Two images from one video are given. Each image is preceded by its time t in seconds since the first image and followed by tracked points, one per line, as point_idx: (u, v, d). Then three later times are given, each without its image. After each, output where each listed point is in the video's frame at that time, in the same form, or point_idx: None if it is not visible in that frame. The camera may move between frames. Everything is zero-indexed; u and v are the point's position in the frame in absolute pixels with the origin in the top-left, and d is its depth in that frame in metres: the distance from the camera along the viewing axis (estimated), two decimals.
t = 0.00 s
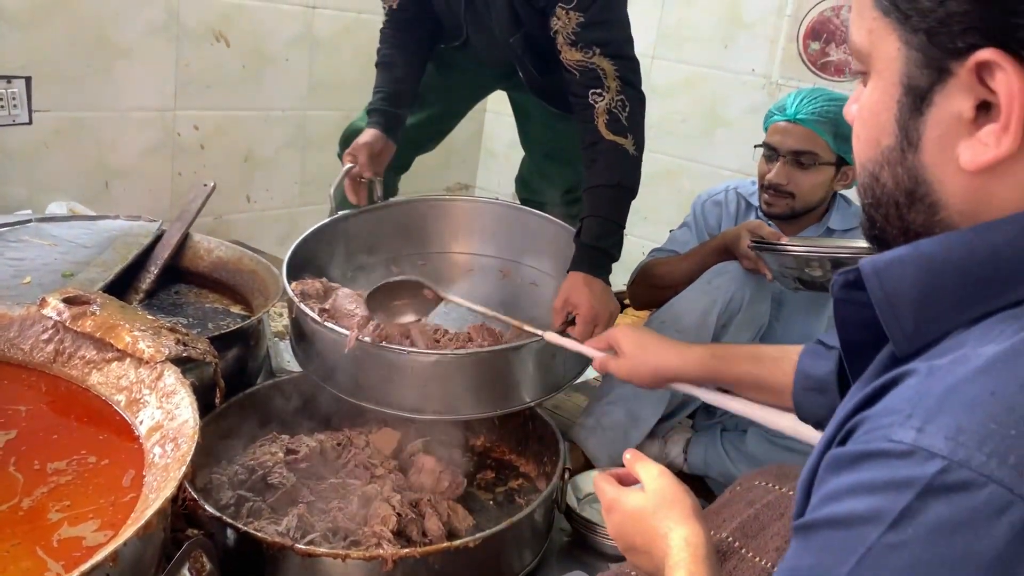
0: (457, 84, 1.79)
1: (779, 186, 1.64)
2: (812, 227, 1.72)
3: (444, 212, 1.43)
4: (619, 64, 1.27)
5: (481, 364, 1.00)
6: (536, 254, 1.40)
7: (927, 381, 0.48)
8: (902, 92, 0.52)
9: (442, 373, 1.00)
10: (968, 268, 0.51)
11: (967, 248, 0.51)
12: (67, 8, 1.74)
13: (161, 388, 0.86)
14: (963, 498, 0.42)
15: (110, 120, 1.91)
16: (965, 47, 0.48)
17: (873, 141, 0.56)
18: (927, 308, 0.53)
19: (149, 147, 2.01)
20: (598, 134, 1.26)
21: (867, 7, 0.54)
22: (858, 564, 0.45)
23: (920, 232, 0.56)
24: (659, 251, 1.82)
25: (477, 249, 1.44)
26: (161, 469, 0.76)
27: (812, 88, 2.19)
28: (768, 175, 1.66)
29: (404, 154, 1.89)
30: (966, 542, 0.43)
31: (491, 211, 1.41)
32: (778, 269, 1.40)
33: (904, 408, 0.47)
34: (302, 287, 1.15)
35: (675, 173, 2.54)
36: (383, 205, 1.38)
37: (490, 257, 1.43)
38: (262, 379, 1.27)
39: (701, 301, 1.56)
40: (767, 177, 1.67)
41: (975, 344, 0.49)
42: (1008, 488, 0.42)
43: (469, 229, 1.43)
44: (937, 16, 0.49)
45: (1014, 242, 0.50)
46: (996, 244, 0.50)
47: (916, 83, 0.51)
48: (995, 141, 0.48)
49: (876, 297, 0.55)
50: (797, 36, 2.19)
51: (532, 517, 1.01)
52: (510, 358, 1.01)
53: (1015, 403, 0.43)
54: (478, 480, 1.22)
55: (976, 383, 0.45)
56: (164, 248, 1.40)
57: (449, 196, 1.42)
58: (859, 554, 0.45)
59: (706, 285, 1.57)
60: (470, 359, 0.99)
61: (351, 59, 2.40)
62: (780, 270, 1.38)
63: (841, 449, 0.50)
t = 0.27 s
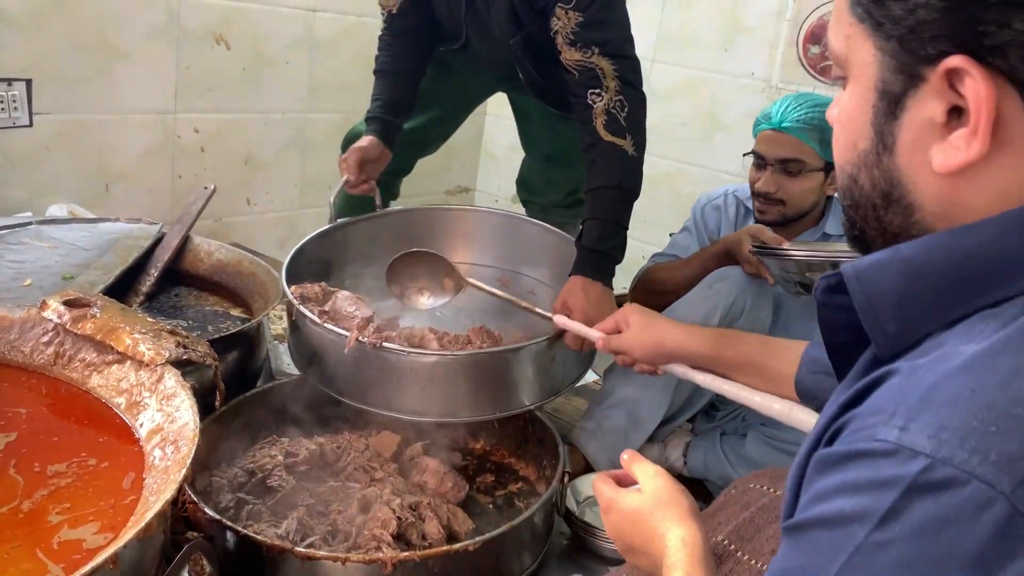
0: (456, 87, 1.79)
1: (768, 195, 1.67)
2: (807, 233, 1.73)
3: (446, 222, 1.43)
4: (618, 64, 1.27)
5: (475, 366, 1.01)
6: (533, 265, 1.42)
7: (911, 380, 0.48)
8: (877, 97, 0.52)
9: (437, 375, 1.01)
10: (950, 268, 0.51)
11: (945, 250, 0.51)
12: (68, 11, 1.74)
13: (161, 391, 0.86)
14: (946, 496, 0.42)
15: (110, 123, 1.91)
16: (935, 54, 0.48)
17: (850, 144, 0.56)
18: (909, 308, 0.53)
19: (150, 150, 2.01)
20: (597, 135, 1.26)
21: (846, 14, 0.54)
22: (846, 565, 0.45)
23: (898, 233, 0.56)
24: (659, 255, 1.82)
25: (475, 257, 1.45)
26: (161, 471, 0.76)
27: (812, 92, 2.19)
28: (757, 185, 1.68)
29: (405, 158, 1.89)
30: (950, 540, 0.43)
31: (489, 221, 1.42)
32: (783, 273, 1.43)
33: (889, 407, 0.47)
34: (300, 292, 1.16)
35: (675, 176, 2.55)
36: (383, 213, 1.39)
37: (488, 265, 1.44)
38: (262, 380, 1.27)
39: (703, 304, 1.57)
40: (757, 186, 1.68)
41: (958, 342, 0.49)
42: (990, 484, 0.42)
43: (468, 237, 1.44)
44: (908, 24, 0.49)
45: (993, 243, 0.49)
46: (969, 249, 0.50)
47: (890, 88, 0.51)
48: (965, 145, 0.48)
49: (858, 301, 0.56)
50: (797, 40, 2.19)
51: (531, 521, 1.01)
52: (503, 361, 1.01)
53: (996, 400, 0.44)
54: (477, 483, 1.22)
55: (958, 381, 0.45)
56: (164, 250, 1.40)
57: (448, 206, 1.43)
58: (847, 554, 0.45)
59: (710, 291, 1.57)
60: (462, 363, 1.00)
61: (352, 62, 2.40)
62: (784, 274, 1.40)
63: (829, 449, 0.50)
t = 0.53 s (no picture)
0: (455, 89, 1.80)
1: (756, 203, 1.68)
2: (802, 236, 1.73)
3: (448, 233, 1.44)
4: (616, 68, 1.28)
5: (477, 366, 1.00)
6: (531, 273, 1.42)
7: (924, 373, 0.48)
8: (899, 88, 0.53)
9: (440, 375, 1.01)
10: (965, 262, 0.51)
11: (957, 245, 0.51)
12: (67, 12, 1.74)
13: (160, 391, 0.86)
14: (963, 487, 0.43)
15: (108, 124, 1.91)
16: (959, 43, 0.49)
17: (870, 135, 0.57)
18: (927, 300, 0.52)
19: (148, 151, 2.01)
20: (594, 141, 1.26)
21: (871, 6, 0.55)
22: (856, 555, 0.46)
23: (915, 225, 0.57)
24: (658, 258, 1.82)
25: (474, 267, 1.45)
26: (160, 472, 0.75)
27: (810, 94, 2.20)
28: (745, 195, 1.69)
29: (403, 160, 1.90)
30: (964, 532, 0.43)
31: (487, 231, 1.43)
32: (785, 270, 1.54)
33: (904, 400, 0.47)
34: (299, 293, 1.16)
35: (673, 179, 2.55)
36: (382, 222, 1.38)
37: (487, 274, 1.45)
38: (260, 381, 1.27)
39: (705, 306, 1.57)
40: (745, 195, 1.70)
41: (966, 338, 0.50)
42: (1006, 476, 0.43)
43: (467, 246, 1.45)
44: (932, 12, 0.50)
45: (1015, 234, 0.50)
46: (980, 246, 0.50)
47: (913, 78, 0.52)
48: (986, 134, 0.49)
49: (875, 294, 0.55)
50: (795, 42, 2.19)
51: (530, 523, 1.02)
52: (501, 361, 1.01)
53: (1013, 395, 0.44)
54: (475, 485, 1.22)
55: (973, 375, 0.46)
56: (162, 251, 1.40)
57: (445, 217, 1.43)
58: (857, 544, 0.46)
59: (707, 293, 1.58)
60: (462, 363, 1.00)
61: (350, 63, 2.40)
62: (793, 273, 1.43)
63: (839, 443, 0.50)
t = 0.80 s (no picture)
0: (451, 89, 1.79)
1: (748, 202, 1.69)
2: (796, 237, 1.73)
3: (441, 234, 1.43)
4: (616, 71, 1.27)
5: (471, 369, 1.00)
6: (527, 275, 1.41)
7: (885, 382, 0.48)
8: (847, 112, 0.53)
9: (433, 378, 1.00)
10: (925, 278, 0.52)
11: (921, 259, 0.52)
12: (64, 12, 1.73)
13: (155, 392, 0.86)
14: (919, 496, 0.43)
15: (104, 123, 1.91)
16: (901, 66, 0.49)
17: (823, 159, 0.56)
18: (894, 319, 0.54)
19: (144, 151, 2.01)
20: (594, 143, 1.26)
21: (810, 34, 0.55)
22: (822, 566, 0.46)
23: (875, 244, 0.56)
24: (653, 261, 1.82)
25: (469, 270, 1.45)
26: (155, 472, 0.75)
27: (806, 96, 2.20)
28: (737, 193, 1.70)
29: (400, 160, 1.89)
30: (925, 541, 0.43)
31: (482, 233, 1.42)
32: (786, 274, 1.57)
33: (864, 409, 0.47)
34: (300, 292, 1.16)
35: (670, 180, 2.55)
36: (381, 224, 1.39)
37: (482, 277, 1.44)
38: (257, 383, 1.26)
39: (701, 308, 1.56)
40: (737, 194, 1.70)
41: (928, 344, 0.50)
42: (963, 485, 0.42)
43: (461, 250, 1.44)
44: (871, 38, 0.50)
45: (966, 253, 0.50)
46: (943, 257, 0.51)
47: (859, 101, 0.52)
48: (936, 153, 0.49)
49: (837, 313, 0.58)
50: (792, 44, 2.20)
51: (526, 523, 1.01)
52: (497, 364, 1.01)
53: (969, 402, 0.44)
54: (471, 486, 1.21)
55: (930, 382, 0.46)
56: (157, 252, 1.39)
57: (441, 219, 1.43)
58: (822, 555, 0.46)
59: (706, 297, 1.57)
60: (453, 365, 0.99)
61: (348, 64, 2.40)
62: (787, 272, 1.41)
63: (807, 451, 0.50)
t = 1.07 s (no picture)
0: (449, 89, 1.79)
1: (747, 201, 1.68)
2: (796, 237, 1.73)
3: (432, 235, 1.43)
4: (614, 79, 1.27)
5: (470, 368, 1.00)
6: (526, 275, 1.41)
7: (912, 380, 0.50)
8: (883, 97, 0.54)
9: (431, 376, 1.00)
10: (954, 271, 0.53)
11: (948, 250, 0.53)
12: (60, 12, 1.73)
13: (152, 391, 0.85)
14: (948, 492, 0.44)
15: (101, 123, 1.90)
16: (942, 51, 0.50)
17: (856, 146, 0.57)
18: (916, 311, 0.55)
19: (141, 150, 2.00)
20: (591, 151, 1.26)
21: (852, 18, 0.56)
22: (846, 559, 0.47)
23: (906, 235, 0.57)
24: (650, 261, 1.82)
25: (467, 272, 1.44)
26: (151, 473, 0.75)
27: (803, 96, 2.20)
28: (736, 191, 1.69)
29: (396, 159, 1.89)
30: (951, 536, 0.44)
31: (480, 233, 1.42)
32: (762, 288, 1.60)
33: (891, 406, 0.49)
34: (294, 292, 1.15)
35: (667, 181, 2.55)
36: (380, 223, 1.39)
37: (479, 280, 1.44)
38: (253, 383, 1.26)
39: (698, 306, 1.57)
40: (736, 192, 1.70)
41: (958, 343, 0.51)
42: (992, 481, 0.43)
43: (460, 252, 1.44)
44: (913, 22, 0.51)
45: (991, 248, 0.51)
46: (972, 254, 0.52)
47: (896, 87, 0.53)
48: (974, 141, 0.49)
49: (865, 305, 0.58)
50: (789, 44, 2.20)
51: (524, 523, 1.01)
52: (495, 363, 1.01)
53: (999, 400, 0.45)
54: (467, 487, 1.21)
55: (960, 380, 0.47)
56: (154, 251, 1.39)
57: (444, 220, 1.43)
58: (848, 549, 0.47)
59: (700, 295, 1.56)
60: (452, 365, 0.99)
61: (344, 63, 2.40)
62: (777, 274, 1.38)
63: (831, 449, 0.51)
